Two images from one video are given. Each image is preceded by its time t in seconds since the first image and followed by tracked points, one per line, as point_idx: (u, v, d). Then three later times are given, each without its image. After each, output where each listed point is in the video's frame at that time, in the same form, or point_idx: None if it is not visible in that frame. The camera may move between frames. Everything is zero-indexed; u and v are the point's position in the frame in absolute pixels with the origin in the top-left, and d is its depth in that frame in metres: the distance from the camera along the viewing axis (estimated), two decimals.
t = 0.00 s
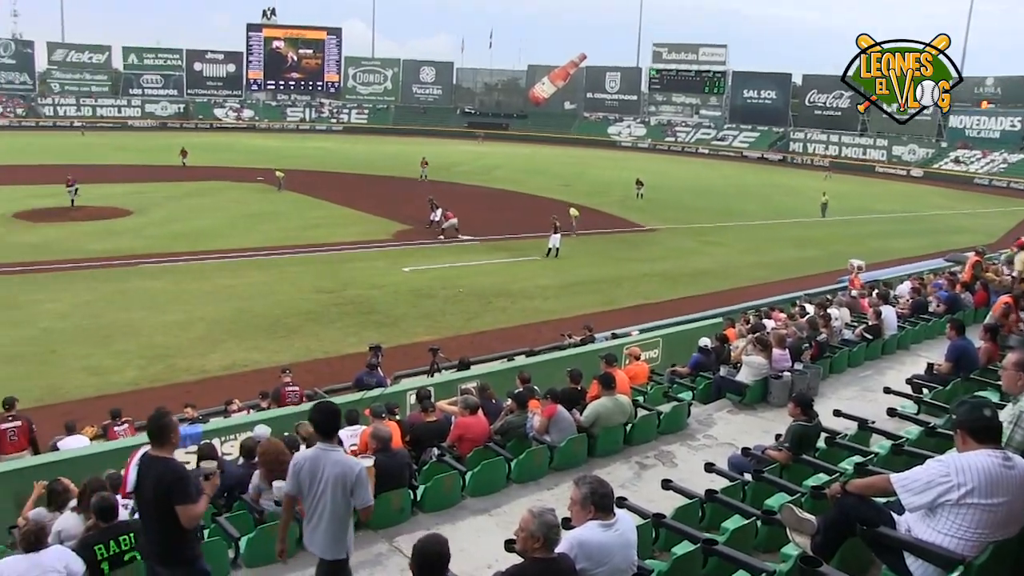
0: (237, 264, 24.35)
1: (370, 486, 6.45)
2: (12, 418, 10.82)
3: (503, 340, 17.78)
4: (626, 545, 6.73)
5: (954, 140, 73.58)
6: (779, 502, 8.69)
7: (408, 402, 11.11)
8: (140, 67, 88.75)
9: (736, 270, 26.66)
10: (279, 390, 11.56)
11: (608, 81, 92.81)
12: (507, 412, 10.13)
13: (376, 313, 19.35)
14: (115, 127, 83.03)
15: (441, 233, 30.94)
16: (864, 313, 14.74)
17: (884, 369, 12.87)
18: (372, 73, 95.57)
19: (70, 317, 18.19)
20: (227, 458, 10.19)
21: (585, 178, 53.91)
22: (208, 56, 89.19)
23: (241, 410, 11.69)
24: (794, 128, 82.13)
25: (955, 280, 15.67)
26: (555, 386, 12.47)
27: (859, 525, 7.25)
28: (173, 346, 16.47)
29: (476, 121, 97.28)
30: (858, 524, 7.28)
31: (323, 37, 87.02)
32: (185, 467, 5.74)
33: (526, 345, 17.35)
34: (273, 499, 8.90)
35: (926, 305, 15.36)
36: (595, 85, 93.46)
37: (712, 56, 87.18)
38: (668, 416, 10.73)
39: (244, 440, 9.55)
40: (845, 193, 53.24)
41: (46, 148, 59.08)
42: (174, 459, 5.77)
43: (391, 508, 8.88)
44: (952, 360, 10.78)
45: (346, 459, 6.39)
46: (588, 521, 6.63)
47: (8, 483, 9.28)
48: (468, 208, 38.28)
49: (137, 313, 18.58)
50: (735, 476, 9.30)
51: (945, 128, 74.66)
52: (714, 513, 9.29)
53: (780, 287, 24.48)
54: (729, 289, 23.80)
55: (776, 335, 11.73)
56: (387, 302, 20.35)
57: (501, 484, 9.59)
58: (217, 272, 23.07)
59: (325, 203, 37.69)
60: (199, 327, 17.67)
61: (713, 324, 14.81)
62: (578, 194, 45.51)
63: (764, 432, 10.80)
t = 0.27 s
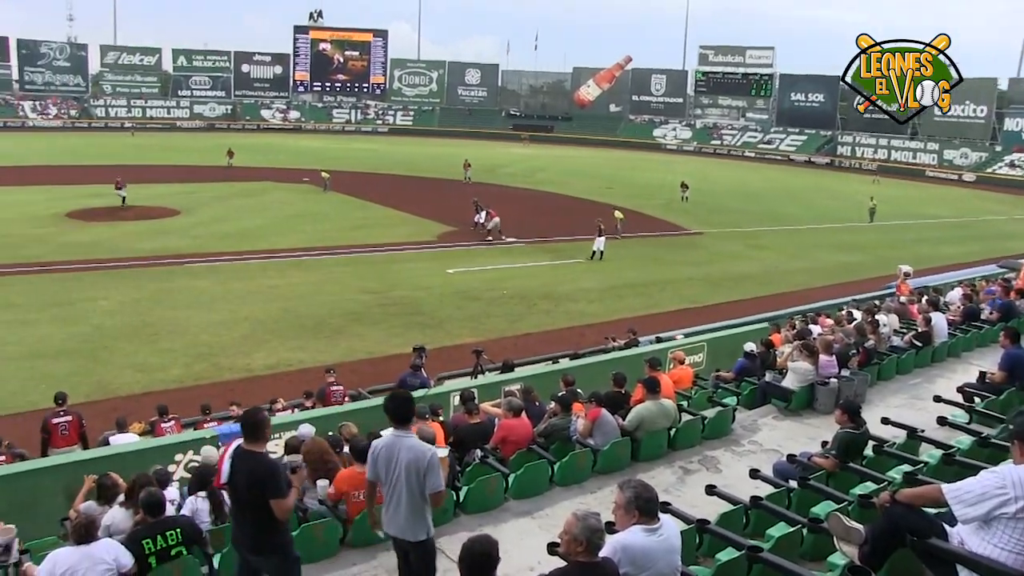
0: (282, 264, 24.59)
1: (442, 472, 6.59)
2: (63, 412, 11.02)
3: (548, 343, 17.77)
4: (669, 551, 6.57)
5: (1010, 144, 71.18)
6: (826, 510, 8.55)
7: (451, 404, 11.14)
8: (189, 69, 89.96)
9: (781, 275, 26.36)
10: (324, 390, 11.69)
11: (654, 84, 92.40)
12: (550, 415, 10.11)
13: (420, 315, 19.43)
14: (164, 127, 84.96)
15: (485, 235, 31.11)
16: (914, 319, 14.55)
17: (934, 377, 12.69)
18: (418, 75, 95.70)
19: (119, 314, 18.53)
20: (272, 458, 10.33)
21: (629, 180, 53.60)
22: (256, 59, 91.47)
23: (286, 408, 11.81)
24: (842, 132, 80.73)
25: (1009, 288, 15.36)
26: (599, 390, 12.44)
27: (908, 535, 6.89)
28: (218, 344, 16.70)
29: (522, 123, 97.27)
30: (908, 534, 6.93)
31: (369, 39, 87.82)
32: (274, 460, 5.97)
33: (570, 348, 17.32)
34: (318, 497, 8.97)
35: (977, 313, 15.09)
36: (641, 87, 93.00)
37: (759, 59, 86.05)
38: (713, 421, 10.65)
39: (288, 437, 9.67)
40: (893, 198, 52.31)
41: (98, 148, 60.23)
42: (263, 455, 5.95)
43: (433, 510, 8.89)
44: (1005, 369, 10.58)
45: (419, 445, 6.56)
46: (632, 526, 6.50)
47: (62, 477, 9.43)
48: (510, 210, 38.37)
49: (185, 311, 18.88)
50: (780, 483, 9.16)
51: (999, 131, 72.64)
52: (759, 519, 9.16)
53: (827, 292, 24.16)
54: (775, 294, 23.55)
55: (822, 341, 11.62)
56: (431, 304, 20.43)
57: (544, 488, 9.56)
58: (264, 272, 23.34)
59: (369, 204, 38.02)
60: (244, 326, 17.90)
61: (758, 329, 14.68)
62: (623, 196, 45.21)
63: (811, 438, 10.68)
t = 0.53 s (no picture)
0: (325, 265, 24.81)
1: (510, 468, 6.71)
2: (109, 411, 11.21)
3: (590, 346, 17.74)
4: (712, 558, 6.37)
5: None
6: (871, 520, 8.34)
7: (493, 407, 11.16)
8: (234, 72, 91.44)
9: (825, 280, 26.06)
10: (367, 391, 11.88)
11: (697, 87, 91.05)
12: (592, 419, 10.09)
13: (463, 317, 19.48)
14: (209, 129, 86.90)
15: (527, 238, 31.20)
16: (962, 326, 14.38)
17: (983, 385, 12.51)
18: (460, 77, 96.11)
19: (165, 314, 18.80)
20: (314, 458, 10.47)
21: (670, 184, 53.29)
22: (300, 62, 92.15)
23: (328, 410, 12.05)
24: (887, 136, 78.17)
25: None
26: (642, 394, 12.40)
27: (959, 548, 6.65)
28: (260, 345, 16.88)
29: (565, 127, 95.64)
30: (958, 546, 6.67)
31: (412, 42, 87.77)
32: (355, 451, 6.37)
33: (611, 351, 17.25)
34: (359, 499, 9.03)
35: None
36: (684, 90, 92.08)
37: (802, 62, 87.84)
38: (756, 427, 10.56)
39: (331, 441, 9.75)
40: (941, 203, 51.26)
41: (144, 150, 61.20)
42: (344, 444, 6.38)
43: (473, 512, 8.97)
44: None
45: (490, 442, 6.70)
46: (674, 531, 6.34)
47: (109, 470, 9.44)
48: (551, 213, 38.39)
49: (229, 312, 19.11)
50: (824, 490, 8.97)
51: None
52: (802, 527, 8.97)
53: (872, 297, 23.84)
54: (819, 299, 23.31)
55: (868, 347, 11.49)
56: (473, 306, 20.50)
57: (585, 491, 9.53)
58: (308, 273, 23.60)
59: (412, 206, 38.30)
60: (286, 327, 18.08)
61: (802, 335, 14.57)
62: (664, 200, 44.90)
63: (856, 446, 10.57)
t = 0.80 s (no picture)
0: (363, 267, 24.97)
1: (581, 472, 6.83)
2: (150, 408, 11.40)
3: (628, 351, 17.69)
4: (751, 565, 6.18)
5: None
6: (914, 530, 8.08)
7: (530, 410, 11.20)
8: (275, 75, 92.76)
9: (865, 286, 25.79)
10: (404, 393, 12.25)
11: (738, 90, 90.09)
12: (629, 423, 10.08)
13: (500, 320, 19.53)
14: (249, 131, 88.31)
15: (564, 241, 31.23)
16: (1006, 334, 14.25)
17: None
18: (499, 81, 95.01)
19: (206, 314, 19.05)
20: (351, 458, 10.58)
21: (708, 188, 52.95)
22: (340, 65, 93.36)
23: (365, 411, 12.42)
24: (931, 140, 76.72)
25: None
26: (681, 400, 12.37)
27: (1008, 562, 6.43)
28: (300, 345, 17.04)
29: (604, 130, 95.65)
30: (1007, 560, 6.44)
31: (452, 45, 87.73)
32: (426, 447, 6.53)
33: (649, 357, 17.21)
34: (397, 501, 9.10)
35: None
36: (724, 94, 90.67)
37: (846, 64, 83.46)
38: (795, 435, 10.49)
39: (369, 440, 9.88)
40: (986, 209, 50.31)
41: (188, 151, 62.17)
42: (415, 441, 6.56)
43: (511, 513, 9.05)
44: None
45: (562, 444, 6.83)
46: (713, 538, 6.18)
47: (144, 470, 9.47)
48: (588, 217, 38.37)
49: (268, 312, 19.33)
50: (864, 499, 8.79)
51: None
52: (841, 536, 8.65)
53: (915, 304, 23.53)
54: (861, 306, 23.07)
55: (910, 355, 11.40)
56: (511, 309, 20.55)
57: (623, 495, 9.48)
58: (347, 275, 23.82)
59: (449, 209, 38.47)
60: (325, 328, 18.25)
61: (841, 341, 14.48)
62: (702, 204, 44.70)
63: (897, 454, 10.46)
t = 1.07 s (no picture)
0: (399, 269, 25.08)
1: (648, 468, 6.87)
2: (188, 407, 11.57)
3: (664, 355, 17.63)
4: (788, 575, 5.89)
5: None
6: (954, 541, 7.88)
7: (565, 413, 11.19)
8: (312, 77, 93.32)
9: (904, 292, 25.51)
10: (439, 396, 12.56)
11: (775, 94, 89.28)
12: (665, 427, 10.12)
13: (536, 323, 19.55)
14: (287, 133, 89.82)
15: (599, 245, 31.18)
16: None
17: None
18: (536, 84, 95.99)
19: (243, 314, 19.25)
20: (385, 459, 10.71)
21: (745, 193, 52.52)
22: (377, 68, 93.71)
23: (400, 412, 12.57)
24: (973, 145, 75.66)
25: None
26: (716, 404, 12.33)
27: None
28: (335, 346, 17.18)
29: (640, 133, 95.10)
30: None
31: (488, 48, 87.97)
32: (490, 438, 6.62)
33: (684, 361, 17.14)
34: (431, 502, 9.11)
35: None
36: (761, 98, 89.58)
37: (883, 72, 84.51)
38: (831, 442, 10.41)
39: (403, 442, 9.91)
40: None
41: (226, 153, 62.89)
42: (479, 431, 6.64)
43: (545, 519, 8.93)
44: None
45: (629, 440, 6.88)
46: (750, 545, 5.90)
47: (180, 469, 9.56)
48: (622, 220, 38.29)
49: (305, 313, 19.49)
50: (903, 508, 8.64)
51: None
52: (879, 545, 8.43)
53: (956, 311, 23.22)
54: (900, 311, 22.84)
55: (949, 362, 11.31)
56: (547, 312, 20.55)
57: (659, 500, 9.41)
58: (383, 276, 23.97)
59: (483, 211, 38.55)
60: (361, 330, 18.36)
61: (880, 348, 14.37)
62: (737, 208, 44.41)
63: (936, 463, 10.36)
